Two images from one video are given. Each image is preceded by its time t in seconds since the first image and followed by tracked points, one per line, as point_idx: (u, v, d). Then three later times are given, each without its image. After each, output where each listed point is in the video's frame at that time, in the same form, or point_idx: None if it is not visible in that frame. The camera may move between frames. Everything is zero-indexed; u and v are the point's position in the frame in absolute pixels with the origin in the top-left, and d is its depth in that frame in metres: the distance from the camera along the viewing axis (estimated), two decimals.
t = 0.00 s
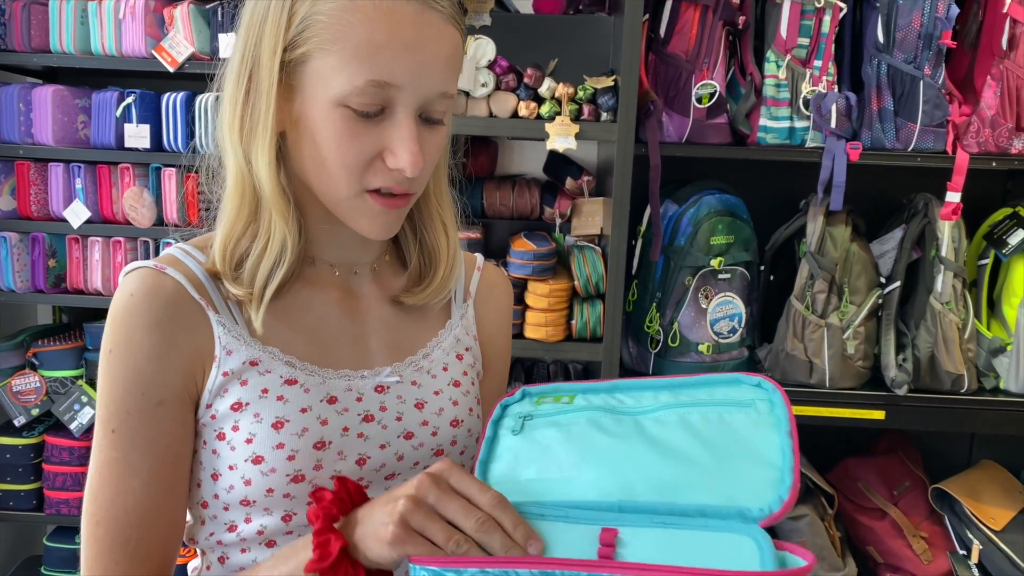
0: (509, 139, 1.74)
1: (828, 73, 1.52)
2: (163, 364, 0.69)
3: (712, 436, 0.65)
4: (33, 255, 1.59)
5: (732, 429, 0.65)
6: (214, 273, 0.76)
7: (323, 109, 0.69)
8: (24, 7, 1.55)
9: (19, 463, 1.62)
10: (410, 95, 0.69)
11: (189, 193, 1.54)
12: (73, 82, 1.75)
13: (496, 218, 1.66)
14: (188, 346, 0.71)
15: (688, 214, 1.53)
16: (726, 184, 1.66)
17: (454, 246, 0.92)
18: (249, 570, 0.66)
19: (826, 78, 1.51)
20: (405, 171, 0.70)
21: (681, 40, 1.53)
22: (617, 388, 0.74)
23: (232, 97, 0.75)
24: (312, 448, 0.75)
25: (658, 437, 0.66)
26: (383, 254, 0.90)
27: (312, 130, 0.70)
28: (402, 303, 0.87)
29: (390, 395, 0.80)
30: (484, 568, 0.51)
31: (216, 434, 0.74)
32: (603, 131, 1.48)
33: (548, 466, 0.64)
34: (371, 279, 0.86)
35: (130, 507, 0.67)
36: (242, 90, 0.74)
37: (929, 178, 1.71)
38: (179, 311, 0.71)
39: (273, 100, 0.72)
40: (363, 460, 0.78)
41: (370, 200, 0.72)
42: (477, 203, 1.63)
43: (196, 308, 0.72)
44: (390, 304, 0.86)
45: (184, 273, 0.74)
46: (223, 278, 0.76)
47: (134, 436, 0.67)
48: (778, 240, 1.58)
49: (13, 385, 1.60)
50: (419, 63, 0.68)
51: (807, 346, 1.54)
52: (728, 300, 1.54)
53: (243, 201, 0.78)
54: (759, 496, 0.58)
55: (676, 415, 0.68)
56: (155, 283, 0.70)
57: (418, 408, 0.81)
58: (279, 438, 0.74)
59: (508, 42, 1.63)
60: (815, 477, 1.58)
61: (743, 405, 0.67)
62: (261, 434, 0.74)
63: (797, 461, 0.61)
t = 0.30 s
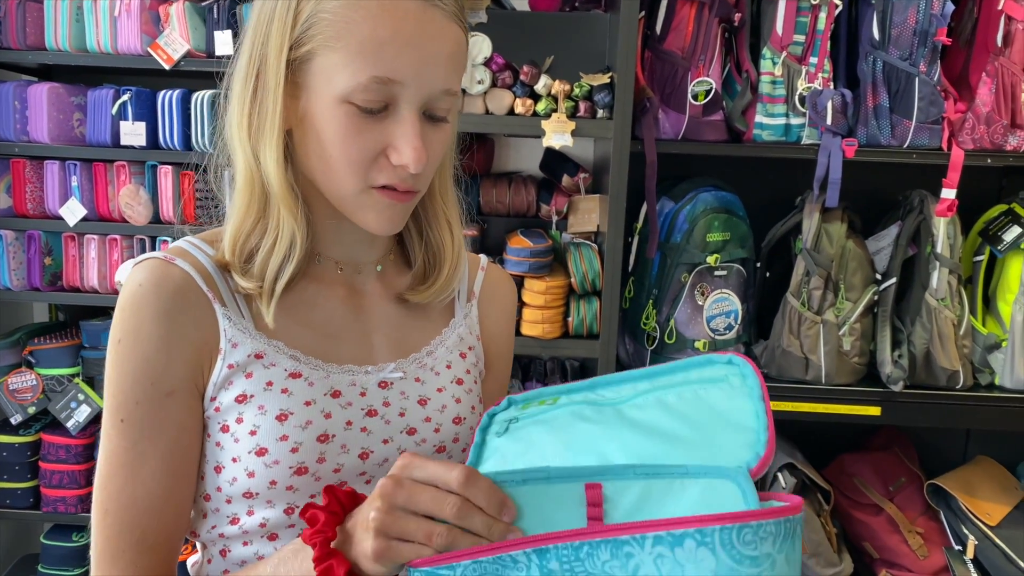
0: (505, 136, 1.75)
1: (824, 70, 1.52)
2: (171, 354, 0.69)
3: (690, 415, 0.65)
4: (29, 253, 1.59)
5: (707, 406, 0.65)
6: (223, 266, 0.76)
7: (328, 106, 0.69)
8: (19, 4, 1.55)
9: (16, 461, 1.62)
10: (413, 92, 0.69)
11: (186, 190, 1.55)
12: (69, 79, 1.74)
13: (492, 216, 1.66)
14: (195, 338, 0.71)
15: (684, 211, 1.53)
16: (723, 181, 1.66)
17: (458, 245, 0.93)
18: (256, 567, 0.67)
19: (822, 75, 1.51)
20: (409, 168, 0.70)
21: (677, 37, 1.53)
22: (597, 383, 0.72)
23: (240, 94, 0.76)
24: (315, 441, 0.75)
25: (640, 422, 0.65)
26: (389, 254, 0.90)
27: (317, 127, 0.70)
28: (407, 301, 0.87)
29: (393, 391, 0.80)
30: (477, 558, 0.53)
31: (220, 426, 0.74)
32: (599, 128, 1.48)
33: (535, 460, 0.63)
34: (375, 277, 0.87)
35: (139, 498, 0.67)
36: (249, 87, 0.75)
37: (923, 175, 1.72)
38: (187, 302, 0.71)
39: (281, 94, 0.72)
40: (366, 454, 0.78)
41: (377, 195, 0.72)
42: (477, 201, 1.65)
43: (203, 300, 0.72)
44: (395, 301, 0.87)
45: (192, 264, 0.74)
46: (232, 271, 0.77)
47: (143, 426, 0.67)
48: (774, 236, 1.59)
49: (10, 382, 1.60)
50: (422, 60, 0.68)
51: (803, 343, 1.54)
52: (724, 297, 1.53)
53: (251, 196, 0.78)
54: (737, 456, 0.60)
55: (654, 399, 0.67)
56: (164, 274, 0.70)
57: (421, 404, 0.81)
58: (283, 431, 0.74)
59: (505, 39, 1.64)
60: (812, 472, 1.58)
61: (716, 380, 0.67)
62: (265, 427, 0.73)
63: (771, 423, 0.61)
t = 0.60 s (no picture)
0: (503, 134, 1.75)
1: (821, 66, 1.52)
2: (177, 349, 0.69)
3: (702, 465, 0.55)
4: (28, 251, 1.59)
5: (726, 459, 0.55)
6: (228, 263, 0.77)
7: (330, 105, 0.70)
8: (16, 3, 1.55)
9: (15, 460, 1.62)
10: (414, 90, 0.69)
11: (184, 188, 1.55)
12: (67, 78, 1.75)
13: (490, 213, 1.67)
14: (201, 332, 0.71)
15: (682, 208, 1.54)
16: (721, 178, 1.66)
17: (463, 245, 0.93)
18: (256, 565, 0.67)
19: (819, 72, 1.52)
20: (410, 166, 0.70)
21: (674, 35, 1.54)
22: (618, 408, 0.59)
23: (246, 93, 0.76)
24: (318, 437, 0.75)
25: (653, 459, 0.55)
26: (394, 253, 0.91)
27: (320, 126, 0.71)
28: (411, 299, 0.87)
29: (397, 388, 0.80)
30: (460, 543, 0.54)
31: (224, 422, 0.74)
32: (597, 125, 1.48)
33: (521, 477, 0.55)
34: (379, 276, 0.87)
35: (146, 492, 0.67)
36: (255, 87, 0.75)
37: (920, 171, 1.72)
38: (193, 297, 0.71)
39: (284, 93, 0.72)
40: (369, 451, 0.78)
41: (380, 194, 0.72)
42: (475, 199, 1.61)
43: (207, 295, 0.73)
44: (398, 300, 0.87)
45: (197, 260, 0.74)
46: (237, 268, 0.77)
47: (151, 420, 0.68)
48: (772, 232, 1.59)
49: (8, 381, 1.60)
50: (424, 59, 0.68)
51: (801, 340, 1.54)
52: (722, 294, 1.54)
53: (257, 193, 0.79)
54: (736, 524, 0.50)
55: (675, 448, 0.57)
56: (169, 269, 0.71)
57: (425, 402, 0.81)
58: (287, 426, 0.74)
59: (503, 37, 1.64)
60: (809, 468, 1.59)
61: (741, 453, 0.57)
62: (269, 422, 0.74)
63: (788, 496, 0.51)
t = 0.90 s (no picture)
0: (501, 132, 1.75)
1: (818, 61, 1.52)
2: (178, 352, 0.69)
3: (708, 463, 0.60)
4: (26, 253, 1.59)
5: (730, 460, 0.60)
6: (230, 265, 0.77)
7: (328, 106, 0.70)
8: (12, 5, 1.55)
9: (16, 462, 1.63)
10: (412, 91, 0.69)
11: (183, 189, 1.55)
12: (63, 80, 1.74)
13: (489, 211, 1.67)
14: (203, 335, 0.71)
15: (680, 204, 1.53)
16: (719, 173, 1.66)
17: (468, 246, 0.92)
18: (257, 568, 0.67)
19: (816, 67, 1.52)
20: (407, 168, 0.70)
21: (671, 30, 1.54)
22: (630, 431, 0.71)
23: (246, 95, 0.76)
24: (322, 439, 0.75)
25: (661, 459, 0.62)
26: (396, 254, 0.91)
27: (318, 128, 0.71)
28: (414, 301, 0.87)
29: (400, 389, 0.80)
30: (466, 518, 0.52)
31: (228, 424, 0.74)
32: (595, 122, 1.48)
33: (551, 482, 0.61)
34: (382, 277, 0.88)
35: (147, 494, 0.68)
36: (255, 88, 0.75)
37: (918, 165, 1.72)
38: (194, 300, 0.71)
39: (283, 95, 0.72)
40: (372, 452, 0.78)
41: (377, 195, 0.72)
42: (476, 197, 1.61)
43: (210, 297, 0.73)
44: (401, 302, 0.87)
45: (198, 263, 0.74)
46: (238, 270, 0.77)
47: (152, 423, 0.68)
48: (771, 227, 1.59)
49: (9, 384, 1.60)
50: (422, 59, 0.68)
51: (800, 334, 1.55)
52: (722, 289, 1.55)
53: (258, 195, 0.78)
54: (745, 495, 0.53)
55: (678, 443, 0.66)
56: (170, 272, 0.71)
57: (428, 402, 0.81)
58: (290, 428, 0.74)
59: (500, 34, 1.64)
60: (810, 462, 1.59)
61: (744, 435, 0.65)
62: (272, 424, 0.74)
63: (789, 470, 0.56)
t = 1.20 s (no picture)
0: (501, 130, 1.75)
1: (817, 56, 1.52)
2: (176, 358, 0.70)
3: (729, 490, 0.59)
4: (27, 256, 1.59)
5: (752, 487, 0.59)
6: (228, 267, 0.77)
7: (318, 104, 0.70)
8: (10, 8, 1.54)
9: (19, 464, 1.63)
10: (402, 87, 0.69)
11: (182, 190, 1.55)
12: (62, 82, 1.74)
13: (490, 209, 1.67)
14: (201, 339, 0.72)
15: (681, 200, 1.54)
16: (719, 169, 1.66)
17: (470, 244, 0.92)
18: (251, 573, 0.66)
19: (815, 61, 1.52)
20: (399, 165, 0.69)
21: (670, 27, 1.53)
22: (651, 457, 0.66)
23: (239, 97, 0.76)
24: (324, 442, 0.75)
25: (678, 481, 0.62)
26: (399, 252, 0.91)
27: (309, 126, 0.71)
28: (416, 301, 0.87)
29: (403, 390, 0.80)
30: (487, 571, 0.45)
31: (230, 429, 0.74)
32: (595, 119, 1.48)
33: (564, 500, 0.61)
34: (385, 276, 0.88)
35: (145, 499, 0.69)
36: (247, 90, 0.75)
37: (918, 159, 1.72)
38: (191, 306, 0.72)
39: (274, 96, 0.72)
40: (375, 454, 0.78)
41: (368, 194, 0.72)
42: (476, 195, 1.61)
43: (208, 302, 0.73)
44: (404, 302, 0.87)
45: (196, 267, 0.74)
46: (237, 272, 0.77)
47: (149, 428, 0.69)
48: (771, 223, 1.59)
49: (11, 386, 1.61)
50: (410, 55, 0.68)
51: (801, 329, 1.55)
52: (723, 285, 1.55)
53: (256, 196, 0.78)
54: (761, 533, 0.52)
55: (700, 473, 0.62)
56: (166, 277, 0.71)
57: (432, 403, 0.81)
58: (291, 432, 0.74)
59: (498, 32, 1.63)
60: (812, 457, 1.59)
61: (767, 468, 0.61)
62: (274, 428, 0.74)
63: (810, 511, 0.54)
